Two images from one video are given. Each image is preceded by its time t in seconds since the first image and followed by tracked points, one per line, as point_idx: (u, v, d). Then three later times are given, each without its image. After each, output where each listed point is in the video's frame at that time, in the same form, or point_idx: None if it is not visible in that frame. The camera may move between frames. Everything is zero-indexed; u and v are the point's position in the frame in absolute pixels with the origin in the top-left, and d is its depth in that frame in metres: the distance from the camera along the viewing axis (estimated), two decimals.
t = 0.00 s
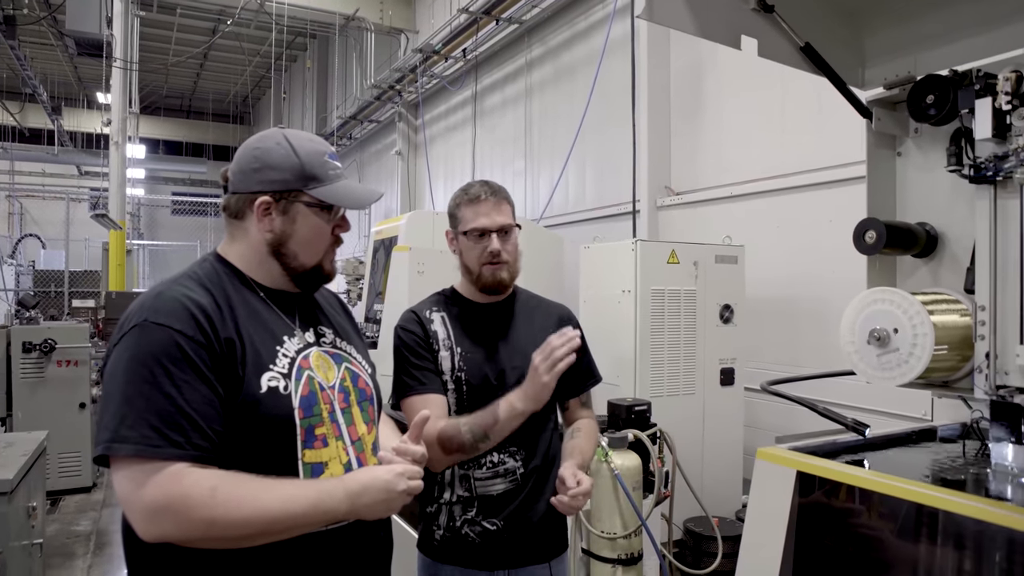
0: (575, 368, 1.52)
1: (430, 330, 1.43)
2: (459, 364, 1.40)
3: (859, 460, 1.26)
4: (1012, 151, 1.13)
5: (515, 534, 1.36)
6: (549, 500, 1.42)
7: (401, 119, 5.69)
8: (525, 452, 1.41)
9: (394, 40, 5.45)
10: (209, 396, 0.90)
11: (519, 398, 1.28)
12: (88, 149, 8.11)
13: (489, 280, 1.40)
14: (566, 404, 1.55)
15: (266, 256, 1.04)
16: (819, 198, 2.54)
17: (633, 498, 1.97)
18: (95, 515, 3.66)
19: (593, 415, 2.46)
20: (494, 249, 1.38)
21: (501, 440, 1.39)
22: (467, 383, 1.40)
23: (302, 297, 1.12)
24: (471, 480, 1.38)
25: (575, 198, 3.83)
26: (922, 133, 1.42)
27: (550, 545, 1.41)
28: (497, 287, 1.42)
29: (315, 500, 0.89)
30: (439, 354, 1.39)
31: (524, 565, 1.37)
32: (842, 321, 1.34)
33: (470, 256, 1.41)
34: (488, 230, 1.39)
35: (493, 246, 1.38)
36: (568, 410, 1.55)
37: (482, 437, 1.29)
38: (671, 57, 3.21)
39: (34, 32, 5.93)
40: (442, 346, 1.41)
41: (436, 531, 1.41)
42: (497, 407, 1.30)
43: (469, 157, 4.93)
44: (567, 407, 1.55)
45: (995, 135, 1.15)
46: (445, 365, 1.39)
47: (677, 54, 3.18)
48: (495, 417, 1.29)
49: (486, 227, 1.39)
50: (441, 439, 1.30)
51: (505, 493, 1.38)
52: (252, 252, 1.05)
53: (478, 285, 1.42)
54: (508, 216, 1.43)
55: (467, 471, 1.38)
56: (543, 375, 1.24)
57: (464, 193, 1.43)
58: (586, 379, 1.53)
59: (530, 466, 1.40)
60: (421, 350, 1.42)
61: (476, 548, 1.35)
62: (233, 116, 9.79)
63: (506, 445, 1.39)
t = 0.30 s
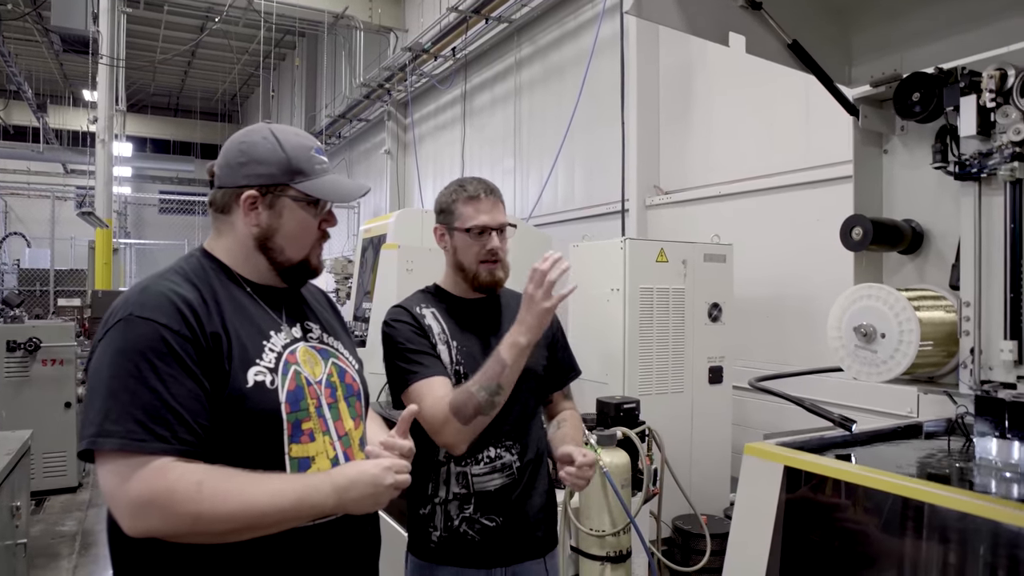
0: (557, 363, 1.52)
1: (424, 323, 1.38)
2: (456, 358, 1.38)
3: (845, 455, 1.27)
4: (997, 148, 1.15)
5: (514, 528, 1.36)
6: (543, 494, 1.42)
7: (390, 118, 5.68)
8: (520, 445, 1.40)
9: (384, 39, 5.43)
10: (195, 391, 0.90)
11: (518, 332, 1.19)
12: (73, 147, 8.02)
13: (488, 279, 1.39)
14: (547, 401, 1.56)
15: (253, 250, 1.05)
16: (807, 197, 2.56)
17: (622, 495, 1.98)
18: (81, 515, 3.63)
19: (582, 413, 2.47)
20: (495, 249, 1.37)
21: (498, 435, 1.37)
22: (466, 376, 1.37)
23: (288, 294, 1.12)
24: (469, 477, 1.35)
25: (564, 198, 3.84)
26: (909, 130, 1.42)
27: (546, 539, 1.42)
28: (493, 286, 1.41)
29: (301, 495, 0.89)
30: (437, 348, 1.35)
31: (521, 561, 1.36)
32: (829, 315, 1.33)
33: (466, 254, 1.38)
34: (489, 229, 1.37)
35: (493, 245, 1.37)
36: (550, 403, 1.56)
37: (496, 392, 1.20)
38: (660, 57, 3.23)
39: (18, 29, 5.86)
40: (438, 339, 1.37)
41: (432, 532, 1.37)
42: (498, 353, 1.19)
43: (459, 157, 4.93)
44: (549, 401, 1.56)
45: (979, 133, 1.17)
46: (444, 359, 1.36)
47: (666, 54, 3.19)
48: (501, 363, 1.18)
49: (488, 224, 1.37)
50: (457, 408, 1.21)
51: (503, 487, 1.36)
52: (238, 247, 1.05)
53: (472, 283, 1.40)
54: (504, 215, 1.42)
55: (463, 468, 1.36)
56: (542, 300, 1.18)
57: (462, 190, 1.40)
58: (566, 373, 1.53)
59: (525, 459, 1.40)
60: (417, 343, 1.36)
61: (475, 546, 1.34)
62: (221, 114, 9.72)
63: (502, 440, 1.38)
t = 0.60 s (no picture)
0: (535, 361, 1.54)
1: (413, 321, 1.35)
2: (447, 355, 1.34)
3: (833, 453, 1.27)
4: (980, 146, 1.16)
5: (509, 526, 1.33)
6: (533, 492, 1.41)
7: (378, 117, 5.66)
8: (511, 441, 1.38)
9: (372, 38, 5.41)
10: (173, 389, 0.88)
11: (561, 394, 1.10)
12: (58, 145, 7.93)
13: (471, 276, 1.39)
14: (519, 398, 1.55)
15: (234, 248, 1.03)
16: (794, 196, 2.57)
17: (609, 495, 1.97)
18: (64, 517, 3.58)
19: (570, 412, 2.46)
20: (478, 246, 1.37)
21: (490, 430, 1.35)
22: (458, 374, 1.33)
23: (271, 292, 1.10)
24: (463, 473, 1.31)
25: (552, 197, 3.84)
26: (894, 129, 1.43)
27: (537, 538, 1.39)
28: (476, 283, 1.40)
29: (283, 493, 0.88)
30: (429, 345, 1.31)
31: (513, 559, 1.33)
32: (816, 312, 1.33)
33: (448, 250, 1.38)
34: (470, 226, 1.38)
35: (474, 241, 1.37)
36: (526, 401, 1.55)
37: (511, 429, 1.13)
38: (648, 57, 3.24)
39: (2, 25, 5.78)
40: (429, 336, 1.34)
41: (426, 534, 1.30)
42: (535, 400, 1.13)
43: (447, 156, 4.92)
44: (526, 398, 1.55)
45: (965, 131, 1.17)
46: (436, 357, 1.32)
47: (654, 53, 3.20)
48: (532, 408, 1.12)
49: (468, 221, 1.38)
50: (465, 425, 1.14)
51: (497, 483, 1.34)
52: (220, 244, 1.04)
53: (454, 280, 1.39)
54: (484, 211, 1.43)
55: (457, 465, 1.31)
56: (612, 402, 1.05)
57: (442, 187, 1.40)
58: (544, 369, 1.56)
59: (515, 455, 1.38)
60: (407, 340, 1.32)
61: (472, 545, 1.29)
62: (208, 113, 9.65)
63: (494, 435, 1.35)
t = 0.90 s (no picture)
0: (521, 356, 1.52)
1: (391, 322, 1.34)
2: (428, 355, 1.32)
3: (817, 452, 1.26)
4: (963, 143, 1.15)
5: (494, 526, 1.30)
6: (518, 491, 1.38)
7: (365, 116, 5.63)
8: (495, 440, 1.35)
9: (360, 37, 5.37)
10: (142, 388, 0.86)
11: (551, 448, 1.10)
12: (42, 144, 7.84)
13: (439, 270, 1.36)
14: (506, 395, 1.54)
15: (209, 245, 1.01)
16: (779, 196, 2.57)
17: (595, 494, 1.96)
18: (45, 519, 3.53)
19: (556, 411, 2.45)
20: (439, 237, 1.35)
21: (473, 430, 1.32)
22: (440, 372, 1.32)
23: (247, 289, 1.08)
24: (446, 474, 1.28)
25: (540, 196, 3.83)
26: (878, 126, 1.42)
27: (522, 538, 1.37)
28: (446, 277, 1.38)
29: (254, 493, 0.86)
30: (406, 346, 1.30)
31: (497, 560, 1.30)
32: (799, 312, 1.32)
33: (414, 248, 1.36)
34: (429, 219, 1.36)
35: (435, 233, 1.35)
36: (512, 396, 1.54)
37: (487, 463, 1.12)
38: (634, 56, 3.23)
39: None
40: (408, 338, 1.32)
41: (409, 535, 1.28)
42: (523, 443, 1.11)
43: (435, 156, 4.91)
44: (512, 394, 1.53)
45: (947, 127, 1.17)
46: (414, 358, 1.30)
47: (641, 52, 3.20)
48: (514, 449, 1.11)
49: (427, 215, 1.36)
50: (445, 445, 1.13)
51: (482, 483, 1.31)
52: (194, 241, 1.01)
53: (424, 277, 1.38)
54: (448, 203, 1.41)
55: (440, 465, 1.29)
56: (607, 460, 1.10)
57: (400, 184, 1.40)
58: (530, 365, 1.54)
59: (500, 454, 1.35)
60: (384, 340, 1.30)
61: (456, 546, 1.26)
62: (195, 112, 9.57)
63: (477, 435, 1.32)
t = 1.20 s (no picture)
0: (512, 359, 1.50)
1: (371, 322, 1.33)
2: (406, 356, 1.31)
3: (802, 453, 1.25)
4: (947, 142, 1.15)
5: (474, 530, 1.28)
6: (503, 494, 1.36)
7: (354, 116, 5.59)
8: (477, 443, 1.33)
9: (348, 36, 5.34)
10: (113, 391, 0.84)
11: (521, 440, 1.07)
12: (27, 143, 7.74)
13: (412, 270, 1.36)
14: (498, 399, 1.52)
15: (184, 245, 0.99)
16: (765, 196, 2.57)
17: (581, 494, 1.96)
18: (27, 522, 3.48)
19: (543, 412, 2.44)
20: (411, 237, 1.34)
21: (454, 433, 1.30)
22: (419, 374, 1.31)
23: (224, 289, 1.06)
24: (424, 478, 1.27)
25: (528, 195, 3.82)
26: (863, 125, 1.42)
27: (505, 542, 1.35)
28: (420, 279, 1.37)
29: (228, 496, 0.84)
30: (384, 347, 1.30)
31: (477, 564, 1.28)
32: (783, 313, 1.32)
33: (391, 248, 1.37)
34: (401, 218, 1.36)
35: (408, 233, 1.34)
36: (501, 401, 1.52)
37: (460, 457, 1.10)
38: (622, 56, 3.23)
39: None
40: (387, 338, 1.31)
41: (388, 538, 1.27)
42: (494, 434, 1.09)
43: (423, 155, 4.90)
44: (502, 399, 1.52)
45: (931, 127, 1.17)
46: (392, 359, 1.30)
47: (630, 52, 3.19)
48: (485, 441, 1.08)
49: (400, 215, 1.36)
50: (417, 443, 1.11)
51: (461, 487, 1.29)
52: (169, 240, 0.99)
53: (401, 278, 1.38)
54: (426, 201, 1.39)
55: (419, 468, 1.27)
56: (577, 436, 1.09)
57: (379, 183, 1.40)
58: (522, 369, 1.51)
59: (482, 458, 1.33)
60: (362, 341, 1.30)
61: (433, 550, 1.25)
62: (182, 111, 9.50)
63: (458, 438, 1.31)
